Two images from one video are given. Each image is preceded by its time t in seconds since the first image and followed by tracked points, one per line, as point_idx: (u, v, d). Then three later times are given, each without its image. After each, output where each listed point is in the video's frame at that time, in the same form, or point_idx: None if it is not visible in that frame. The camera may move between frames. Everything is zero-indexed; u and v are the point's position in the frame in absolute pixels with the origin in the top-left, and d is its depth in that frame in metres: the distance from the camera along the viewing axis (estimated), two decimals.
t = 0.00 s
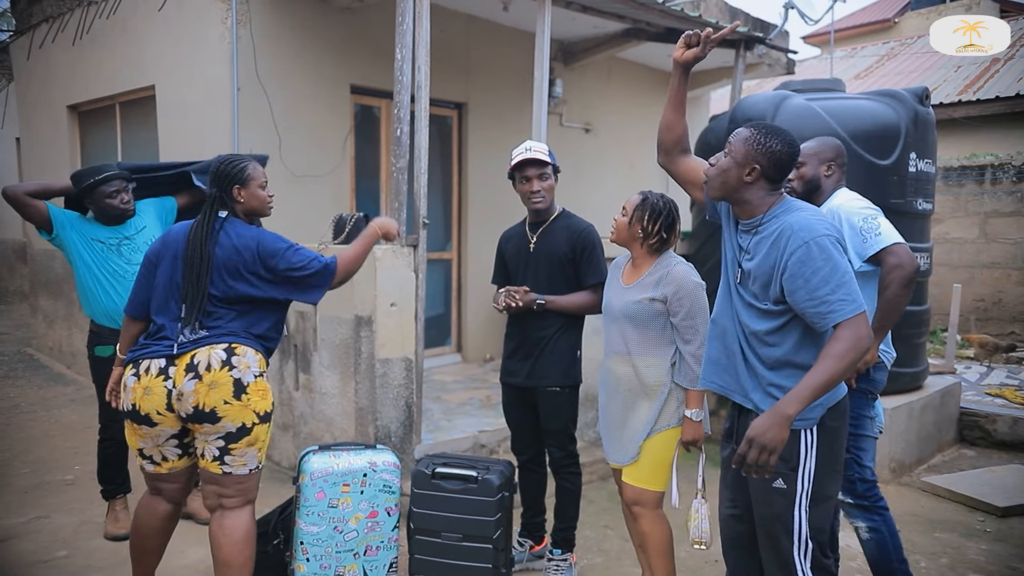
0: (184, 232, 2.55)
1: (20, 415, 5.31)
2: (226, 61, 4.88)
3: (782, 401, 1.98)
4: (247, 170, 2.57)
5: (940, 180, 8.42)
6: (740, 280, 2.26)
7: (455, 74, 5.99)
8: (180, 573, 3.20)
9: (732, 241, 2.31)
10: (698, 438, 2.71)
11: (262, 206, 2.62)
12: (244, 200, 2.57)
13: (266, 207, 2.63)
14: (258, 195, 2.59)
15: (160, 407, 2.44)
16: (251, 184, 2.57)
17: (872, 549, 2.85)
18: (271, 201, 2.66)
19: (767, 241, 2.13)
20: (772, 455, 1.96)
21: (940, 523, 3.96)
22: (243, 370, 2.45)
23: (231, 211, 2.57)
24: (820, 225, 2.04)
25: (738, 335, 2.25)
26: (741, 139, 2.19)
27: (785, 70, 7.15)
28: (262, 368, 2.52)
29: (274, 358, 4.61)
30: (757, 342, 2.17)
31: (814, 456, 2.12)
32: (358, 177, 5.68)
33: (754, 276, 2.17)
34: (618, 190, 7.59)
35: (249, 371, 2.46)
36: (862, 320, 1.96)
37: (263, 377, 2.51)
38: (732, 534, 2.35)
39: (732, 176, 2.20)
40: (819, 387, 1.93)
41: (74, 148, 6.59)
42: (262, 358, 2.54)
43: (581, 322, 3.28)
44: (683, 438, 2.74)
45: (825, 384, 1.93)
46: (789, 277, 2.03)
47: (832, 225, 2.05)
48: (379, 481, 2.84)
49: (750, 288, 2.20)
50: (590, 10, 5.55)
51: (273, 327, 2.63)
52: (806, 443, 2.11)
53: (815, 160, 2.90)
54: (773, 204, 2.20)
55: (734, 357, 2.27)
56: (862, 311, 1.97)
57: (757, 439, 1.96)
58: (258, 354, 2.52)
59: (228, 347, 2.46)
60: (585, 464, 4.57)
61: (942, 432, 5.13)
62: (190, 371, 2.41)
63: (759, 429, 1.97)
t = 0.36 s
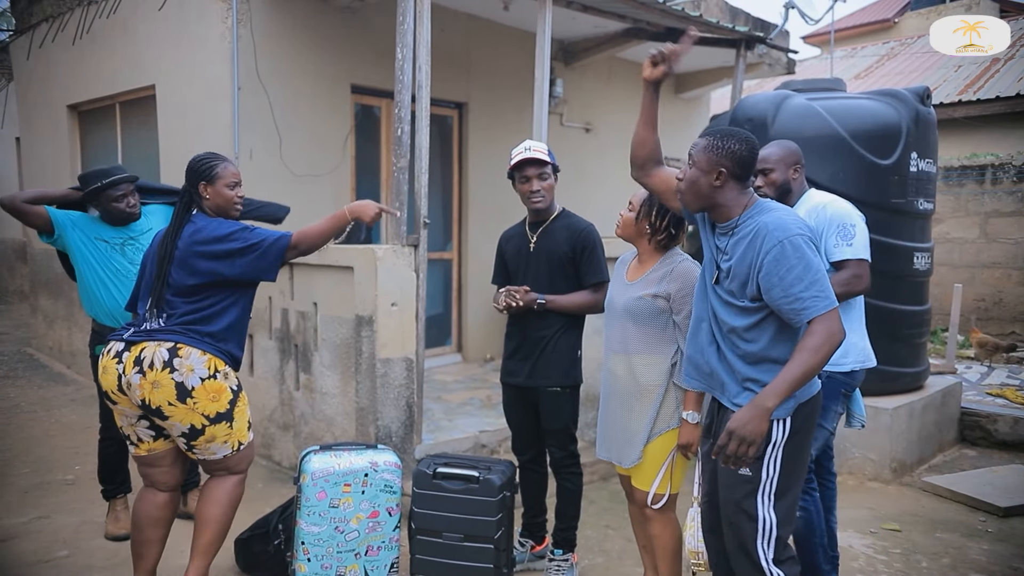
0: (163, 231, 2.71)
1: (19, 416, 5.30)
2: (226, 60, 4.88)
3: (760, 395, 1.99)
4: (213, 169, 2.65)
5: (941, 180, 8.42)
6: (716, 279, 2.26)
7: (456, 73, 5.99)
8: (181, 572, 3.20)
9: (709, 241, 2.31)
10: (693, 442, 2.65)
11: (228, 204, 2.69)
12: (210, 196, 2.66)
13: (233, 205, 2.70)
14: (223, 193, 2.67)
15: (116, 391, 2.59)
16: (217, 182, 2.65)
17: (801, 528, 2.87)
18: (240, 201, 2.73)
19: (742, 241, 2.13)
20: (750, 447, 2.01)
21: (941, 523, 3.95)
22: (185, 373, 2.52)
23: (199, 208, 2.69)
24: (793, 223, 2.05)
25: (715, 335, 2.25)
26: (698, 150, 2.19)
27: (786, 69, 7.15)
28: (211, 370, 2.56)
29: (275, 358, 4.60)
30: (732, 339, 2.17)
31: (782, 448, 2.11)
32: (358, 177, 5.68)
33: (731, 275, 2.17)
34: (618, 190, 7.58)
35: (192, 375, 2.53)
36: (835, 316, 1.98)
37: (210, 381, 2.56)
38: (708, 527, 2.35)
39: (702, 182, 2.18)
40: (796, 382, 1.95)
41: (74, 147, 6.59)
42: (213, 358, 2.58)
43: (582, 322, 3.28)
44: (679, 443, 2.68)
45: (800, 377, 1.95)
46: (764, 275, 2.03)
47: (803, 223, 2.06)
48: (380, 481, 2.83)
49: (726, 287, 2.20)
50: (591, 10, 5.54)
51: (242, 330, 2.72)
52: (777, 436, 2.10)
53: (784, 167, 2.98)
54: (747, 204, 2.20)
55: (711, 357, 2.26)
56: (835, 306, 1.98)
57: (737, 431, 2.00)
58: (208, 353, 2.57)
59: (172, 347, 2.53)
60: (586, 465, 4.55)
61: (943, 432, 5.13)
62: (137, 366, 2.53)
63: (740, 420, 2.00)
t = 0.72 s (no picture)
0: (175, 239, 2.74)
1: (19, 416, 5.30)
2: (226, 60, 4.88)
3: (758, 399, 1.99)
4: (225, 174, 2.69)
5: (941, 180, 8.42)
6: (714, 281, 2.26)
7: (456, 73, 5.98)
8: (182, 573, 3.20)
9: (706, 243, 2.30)
10: (684, 447, 2.60)
11: (238, 209, 2.71)
12: (220, 200, 2.69)
13: (244, 210, 2.72)
14: (234, 197, 2.69)
15: (135, 398, 2.68)
16: (227, 188, 2.68)
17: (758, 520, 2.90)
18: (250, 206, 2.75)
19: (737, 241, 2.13)
20: (751, 450, 2.01)
21: (942, 524, 3.95)
22: (190, 377, 2.59)
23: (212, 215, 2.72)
24: (787, 222, 2.04)
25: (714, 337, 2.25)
26: (683, 153, 2.19)
27: (786, 69, 7.15)
28: (217, 372, 2.62)
29: (274, 358, 4.60)
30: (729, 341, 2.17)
31: (782, 450, 2.11)
32: (358, 177, 5.67)
33: (728, 277, 2.17)
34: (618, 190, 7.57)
35: (197, 378, 2.59)
36: (833, 314, 1.97)
37: (215, 383, 2.61)
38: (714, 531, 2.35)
39: (693, 183, 2.18)
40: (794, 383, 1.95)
41: (74, 147, 6.59)
42: (219, 361, 2.64)
43: (581, 322, 3.28)
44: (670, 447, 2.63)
45: (798, 379, 1.95)
46: (760, 275, 2.03)
47: (798, 221, 2.05)
48: (380, 481, 2.83)
49: (723, 289, 2.20)
50: (591, 10, 5.54)
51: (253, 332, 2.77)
52: (780, 437, 2.09)
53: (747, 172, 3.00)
54: (741, 203, 2.19)
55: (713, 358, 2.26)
56: (832, 305, 1.97)
57: (737, 433, 2.01)
58: (213, 357, 2.63)
59: (179, 352, 2.61)
60: (586, 465, 4.54)
61: (943, 432, 5.12)
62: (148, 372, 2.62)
63: (739, 423, 2.01)
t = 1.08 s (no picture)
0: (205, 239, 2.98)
1: (19, 416, 5.28)
2: (226, 59, 4.88)
3: (744, 398, 1.98)
4: (254, 182, 2.89)
5: (942, 180, 8.41)
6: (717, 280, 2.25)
7: (457, 72, 5.97)
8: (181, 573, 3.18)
9: (711, 241, 2.30)
10: (664, 441, 2.57)
11: (262, 216, 2.92)
12: (248, 208, 2.90)
13: (267, 218, 2.93)
14: (261, 206, 2.90)
15: (156, 390, 2.91)
16: (255, 197, 2.88)
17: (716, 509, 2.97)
18: (275, 214, 2.96)
19: (738, 238, 2.12)
20: (733, 449, 1.98)
21: (944, 523, 3.94)
22: (200, 367, 2.78)
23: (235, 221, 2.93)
24: (788, 221, 2.02)
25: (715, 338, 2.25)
26: (691, 145, 2.18)
27: (787, 69, 7.14)
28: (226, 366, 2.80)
29: (274, 357, 4.58)
30: (728, 341, 2.16)
31: (785, 454, 2.10)
32: (358, 177, 5.66)
33: (728, 274, 2.16)
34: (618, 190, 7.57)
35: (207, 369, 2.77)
36: (829, 316, 1.95)
37: (223, 375, 2.79)
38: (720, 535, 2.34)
39: (697, 178, 2.17)
40: (783, 383, 1.94)
41: (73, 146, 6.58)
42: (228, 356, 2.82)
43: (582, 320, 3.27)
44: (650, 443, 2.59)
45: (787, 380, 1.93)
46: (757, 274, 2.02)
47: (799, 221, 2.03)
48: (380, 481, 2.82)
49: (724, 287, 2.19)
50: (591, 9, 5.53)
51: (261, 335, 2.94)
52: (780, 439, 2.09)
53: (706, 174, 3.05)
54: (746, 200, 2.18)
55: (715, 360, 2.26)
56: (828, 307, 1.95)
57: (719, 432, 1.98)
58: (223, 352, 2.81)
59: (191, 345, 2.81)
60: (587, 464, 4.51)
61: (945, 432, 5.11)
62: (165, 364, 2.84)
63: (722, 421, 1.98)
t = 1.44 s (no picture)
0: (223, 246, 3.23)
1: (18, 417, 5.28)
2: (226, 60, 4.88)
3: (733, 402, 1.98)
4: (254, 183, 3.10)
5: (941, 181, 8.41)
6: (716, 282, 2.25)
7: (456, 73, 5.97)
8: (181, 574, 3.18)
9: (713, 242, 2.30)
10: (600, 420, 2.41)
11: (265, 215, 3.11)
12: (252, 210, 3.11)
13: (269, 216, 3.12)
14: (263, 206, 3.09)
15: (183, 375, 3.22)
16: (256, 198, 3.08)
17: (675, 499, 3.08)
18: (278, 213, 3.14)
19: (738, 240, 2.11)
20: (721, 453, 1.98)
21: (943, 525, 3.94)
22: (198, 356, 3.00)
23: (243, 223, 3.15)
24: (788, 224, 2.02)
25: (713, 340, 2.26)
26: (696, 144, 2.19)
27: (786, 70, 7.14)
28: (220, 355, 3.00)
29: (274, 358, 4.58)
30: (725, 344, 2.17)
31: (780, 459, 2.10)
32: (358, 178, 5.66)
33: (727, 275, 2.16)
34: (618, 191, 7.57)
35: (203, 357, 2.99)
36: (823, 322, 1.95)
37: (217, 363, 2.99)
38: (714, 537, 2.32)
39: (700, 177, 2.18)
40: (772, 389, 1.94)
41: (73, 146, 6.58)
42: (223, 347, 3.01)
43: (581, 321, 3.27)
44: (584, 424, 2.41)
45: (777, 385, 1.94)
46: (754, 277, 2.02)
47: (798, 224, 2.02)
48: (380, 482, 2.82)
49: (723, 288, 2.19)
50: (591, 10, 5.53)
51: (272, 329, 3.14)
52: (774, 443, 2.09)
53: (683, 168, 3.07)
54: (749, 201, 2.17)
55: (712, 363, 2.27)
56: (823, 313, 1.95)
57: (708, 436, 1.98)
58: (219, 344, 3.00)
59: (195, 338, 3.05)
60: (586, 465, 4.51)
61: (944, 432, 5.11)
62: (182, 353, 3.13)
63: (711, 426, 1.98)
